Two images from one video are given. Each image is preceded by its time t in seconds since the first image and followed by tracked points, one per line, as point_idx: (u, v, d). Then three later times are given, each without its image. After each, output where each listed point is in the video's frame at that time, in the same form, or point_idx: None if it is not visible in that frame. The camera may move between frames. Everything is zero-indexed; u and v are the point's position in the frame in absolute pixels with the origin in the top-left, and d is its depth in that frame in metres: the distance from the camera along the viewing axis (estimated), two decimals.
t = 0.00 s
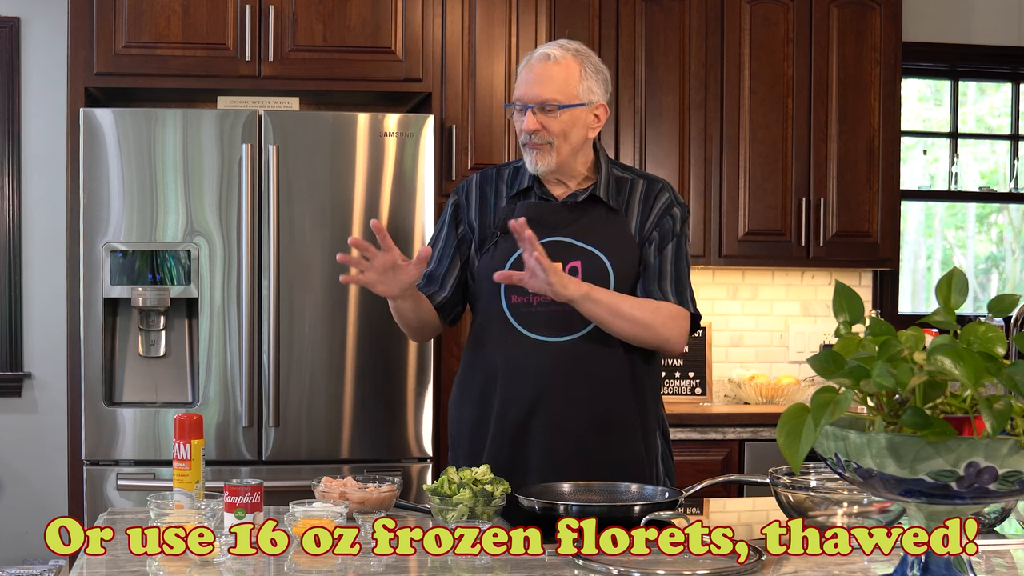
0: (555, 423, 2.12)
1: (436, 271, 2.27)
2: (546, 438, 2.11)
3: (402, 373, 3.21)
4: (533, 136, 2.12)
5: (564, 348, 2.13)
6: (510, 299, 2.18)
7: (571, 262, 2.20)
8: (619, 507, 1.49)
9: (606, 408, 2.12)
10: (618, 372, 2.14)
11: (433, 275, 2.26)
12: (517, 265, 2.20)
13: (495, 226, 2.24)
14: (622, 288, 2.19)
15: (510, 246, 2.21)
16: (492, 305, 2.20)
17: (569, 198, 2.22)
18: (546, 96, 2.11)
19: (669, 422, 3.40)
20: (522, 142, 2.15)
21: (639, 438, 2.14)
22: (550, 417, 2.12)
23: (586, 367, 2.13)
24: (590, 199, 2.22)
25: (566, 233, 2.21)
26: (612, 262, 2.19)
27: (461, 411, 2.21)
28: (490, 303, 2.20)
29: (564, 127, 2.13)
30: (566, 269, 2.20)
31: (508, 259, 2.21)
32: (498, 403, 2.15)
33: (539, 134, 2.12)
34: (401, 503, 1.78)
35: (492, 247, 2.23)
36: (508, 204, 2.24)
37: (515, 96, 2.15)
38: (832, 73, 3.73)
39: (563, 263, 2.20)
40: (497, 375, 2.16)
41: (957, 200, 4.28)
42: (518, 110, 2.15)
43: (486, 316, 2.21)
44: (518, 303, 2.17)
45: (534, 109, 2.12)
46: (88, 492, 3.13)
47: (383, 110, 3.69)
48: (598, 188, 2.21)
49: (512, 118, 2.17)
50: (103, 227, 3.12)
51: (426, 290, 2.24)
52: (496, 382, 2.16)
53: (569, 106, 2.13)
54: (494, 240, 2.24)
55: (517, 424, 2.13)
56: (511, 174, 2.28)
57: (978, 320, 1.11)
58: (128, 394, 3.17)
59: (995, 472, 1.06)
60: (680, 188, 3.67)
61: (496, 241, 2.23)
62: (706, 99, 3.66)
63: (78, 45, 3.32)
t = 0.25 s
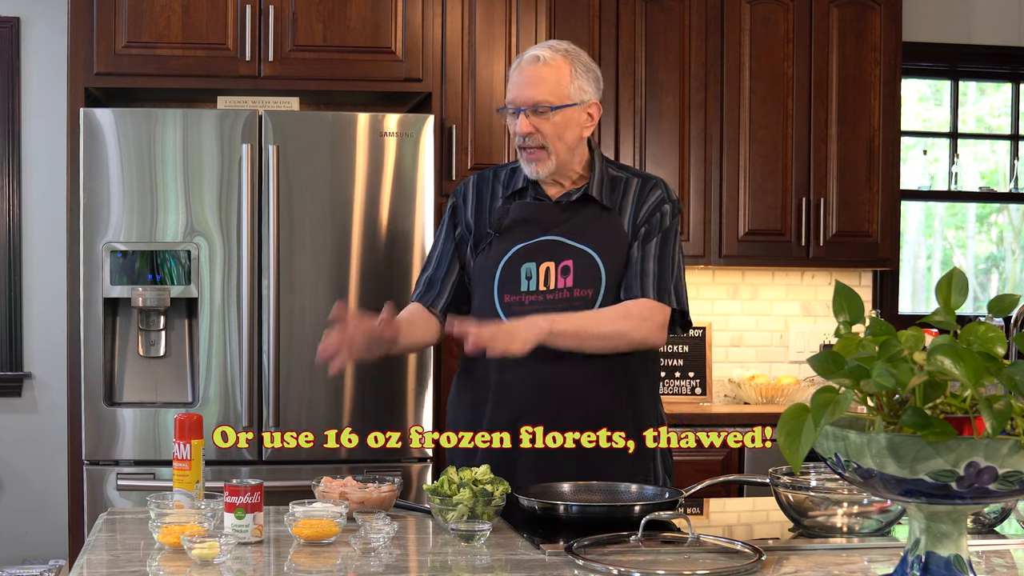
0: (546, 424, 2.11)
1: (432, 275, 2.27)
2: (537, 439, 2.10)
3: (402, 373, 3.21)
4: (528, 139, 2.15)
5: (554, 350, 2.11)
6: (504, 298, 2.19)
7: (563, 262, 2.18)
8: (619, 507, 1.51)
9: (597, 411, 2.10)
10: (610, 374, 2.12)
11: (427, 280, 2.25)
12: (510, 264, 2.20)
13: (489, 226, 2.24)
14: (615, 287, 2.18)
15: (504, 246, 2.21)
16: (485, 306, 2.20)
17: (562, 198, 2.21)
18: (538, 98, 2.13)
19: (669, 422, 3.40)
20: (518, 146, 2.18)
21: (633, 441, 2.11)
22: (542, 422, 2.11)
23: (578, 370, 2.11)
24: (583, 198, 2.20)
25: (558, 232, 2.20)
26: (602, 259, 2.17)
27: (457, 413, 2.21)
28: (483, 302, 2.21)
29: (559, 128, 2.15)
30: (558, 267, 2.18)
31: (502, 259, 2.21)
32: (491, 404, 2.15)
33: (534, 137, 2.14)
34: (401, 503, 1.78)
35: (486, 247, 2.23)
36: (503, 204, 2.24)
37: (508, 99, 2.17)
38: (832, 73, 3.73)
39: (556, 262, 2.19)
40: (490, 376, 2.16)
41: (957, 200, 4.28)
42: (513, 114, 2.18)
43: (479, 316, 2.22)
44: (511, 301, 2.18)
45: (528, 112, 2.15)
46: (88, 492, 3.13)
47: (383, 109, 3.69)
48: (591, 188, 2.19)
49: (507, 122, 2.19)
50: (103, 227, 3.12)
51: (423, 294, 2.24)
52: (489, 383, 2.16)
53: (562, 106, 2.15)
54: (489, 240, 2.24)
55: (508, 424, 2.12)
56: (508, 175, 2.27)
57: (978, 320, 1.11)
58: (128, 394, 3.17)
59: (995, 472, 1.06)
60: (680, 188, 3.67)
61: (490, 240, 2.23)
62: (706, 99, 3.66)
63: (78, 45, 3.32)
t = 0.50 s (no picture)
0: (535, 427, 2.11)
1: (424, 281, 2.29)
2: (526, 442, 2.11)
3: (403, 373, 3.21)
4: (533, 115, 2.16)
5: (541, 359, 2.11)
6: (493, 301, 2.19)
7: (552, 263, 2.18)
8: (620, 507, 1.51)
9: (588, 425, 2.11)
10: (598, 377, 2.12)
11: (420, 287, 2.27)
12: (499, 267, 2.20)
13: (479, 228, 2.25)
14: (605, 289, 2.16)
15: (493, 248, 2.21)
16: (475, 311, 2.21)
17: (551, 199, 2.21)
18: (543, 75, 2.17)
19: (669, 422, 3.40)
20: (521, 124, 2.17)
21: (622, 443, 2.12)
22: (531, 424, 2.11)
23: (570, 384, 2.11)
24: (572, 199, 2.21)
25: (548, 233, 2.20)
26: (593, 261, 2.16)
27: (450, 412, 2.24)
28: (473, 306, 2.22)
29: (561, 108, 2.18)
30: (548, 269, 2.17)
31: (491, 261, 2.21)
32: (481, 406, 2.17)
33: (540, 113, 2.16)
34: (401, 503, 1.78)
35: (476, 249, 2.24)
36: (493, 205, 2.25)
37: (511, 79, 2.20)
38: (832, 73, 3.73)
39: (545, 264, 2.18)
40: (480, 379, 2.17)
41: (957, 200, 4.28)
42: (514, 94, 2.19)
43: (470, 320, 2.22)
44: (500, 305, 2.18)
45: (533, 90, 2.17)
46: (88, 492, 3.13)
47: (384, 109, 3.69)
48: (580, 188, 2.20)
49: (506, 104, 2.21)
50: (103, 226, 3.12)
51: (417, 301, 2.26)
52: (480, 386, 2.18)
53: (564, 88, 2.19)
54: (479, 241, 2.24)
55: (498, 426, 2.14)
56: (498, 175, 2.29)
57: (978, 320, 1.11)
58: (128, 394, 3.17)
59: (995, 472, 1.06)
60: (680, 188, 3.67)
61: (479, 242, 2.24)
62: (706, 99, 3.66)
63: (78, 45, 3.32)
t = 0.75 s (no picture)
0: (527, 425, 2.11)
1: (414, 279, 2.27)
2: (518, 440, 2.11)
3: (402, 373, 3.21)
4: (526, 109, 2.17)
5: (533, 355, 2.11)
6: (485, 299, 2.18)
7: (545, 261, 2.17)
8: (619, 507, 1.51)
9: (581, 421, 2.10)
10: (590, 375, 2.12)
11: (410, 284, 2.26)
12: (491, 265, 2.19)
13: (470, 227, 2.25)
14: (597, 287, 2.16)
15: (485, 246, 2.21)
16: (467, 308, 2.20)
17: (543, 198, 2.21)
18: (538, 70, 2.19)
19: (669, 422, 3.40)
20: (514, 119, 2.18)
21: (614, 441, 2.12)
22: (523, 422, 2.11)
23: (565, 380, 2.11)
24: (563, 198, 2.21)
25: (540, 232, 2.19)
26: (585, 259, 2.17)
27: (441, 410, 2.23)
28: (465, 303, 2.20)
29: (554, 103, 2.19)
30: (540, 267, 2.17)
31: (483, 259, 2.20)
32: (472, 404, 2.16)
33: (533, 107, 2.17)
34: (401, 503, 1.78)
35: (468, 248, 2.23)
36: (485, 205, 2.25)
37: (505, 76, 2.22)
38: (832, 73, 3.73)
39: (538, 261, 2.18)
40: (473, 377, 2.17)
41: (957, 200, 4.28)
42: (509, 91, 2.21)
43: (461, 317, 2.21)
44: (492, 302, 2.17)
45: (527, 85, 2.19)
46: (88, 492, 3.13)
47: (384, 110, 3.69)
48: (571, 187, 2.20)
49: (501, 101, 2.22)
50: (103, 226, 3.11)
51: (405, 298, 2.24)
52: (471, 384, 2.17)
53: (558, 84, 2.21)
54: (470, 240, 2.24)
55: (490, 424, 2.13)
56: (489, 175, 2.29)
57: (978, 320, 1.11)
58: (128, 394, 3.17)
59: (995, 472, 1.06)
60: (680, 188, 3.67)
61: (471, 241, 2.23)
62: (706, 100, 3.66)
63: (78, 45, 3.32)
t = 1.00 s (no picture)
0: (522, 427, 2.11)
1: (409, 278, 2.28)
2: (512, 442, 2.11)
3: (402, 373, 3.21)
4: (525, 109, 2.17)
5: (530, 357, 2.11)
6: (478, 299, 2.18)
7: (537, 261, 2.17)
8: (620, 507, 1.51)
9: (575, 422, 2.11)
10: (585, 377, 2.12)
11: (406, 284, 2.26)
12: (485, 265, 2.20)
13: (464, 228, 2.25)
14: (590, 287, 2.16)
15: (478, 247, 2.22)
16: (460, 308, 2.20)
17: (536, 199, 2.22)
18: (538, 71, 2.19)
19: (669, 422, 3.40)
20: (512, 118, 2.18)
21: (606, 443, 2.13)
22: (518, 424, 2.11)
23: (559, 382, 2.11)
24: (556, 198, 2.21)
25: (532, 233, 2.20)
26: (577, 259, 2.16)
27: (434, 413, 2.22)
28: (458, 304, 2.20)
29: (552, 105, 2.19)
30: (532, 267, 2.17)
31: (476, 259, 2.21)
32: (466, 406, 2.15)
33: (532, 107, 2.17)
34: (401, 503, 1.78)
35: (461, 249, 2.24)
36: (479, 205, 2.25)
37: (504, 75, 2.22)
38: (832, 73, 3.73)
39: (530, 262, 2.18)
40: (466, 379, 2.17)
41: (957, 200, 4.28)
42: (507, 90, 2.21)
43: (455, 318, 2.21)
44: (485, 303, 2.17)
45: (526, 85, 2.19)
46: (88, 492, 3.13)
47: (384, 109, 3.69)
48: (564, 187, 2.20)
49: (499, 99, 2.22)
50: (103, 226, 3.11)
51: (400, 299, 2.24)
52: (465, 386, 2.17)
53: (557, 86, 2.21)
54: (464, 241, 2.24)
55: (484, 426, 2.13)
56: (484, 176, 2.29)
57: (978, 320, 1.11)
58: (128, 395, 3.17)
59: (995, 472, 1.06)
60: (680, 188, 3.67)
61: (465, 242, 2.24)
62: (706, 100, 3.66)
63: (78, 45, 3.32)
